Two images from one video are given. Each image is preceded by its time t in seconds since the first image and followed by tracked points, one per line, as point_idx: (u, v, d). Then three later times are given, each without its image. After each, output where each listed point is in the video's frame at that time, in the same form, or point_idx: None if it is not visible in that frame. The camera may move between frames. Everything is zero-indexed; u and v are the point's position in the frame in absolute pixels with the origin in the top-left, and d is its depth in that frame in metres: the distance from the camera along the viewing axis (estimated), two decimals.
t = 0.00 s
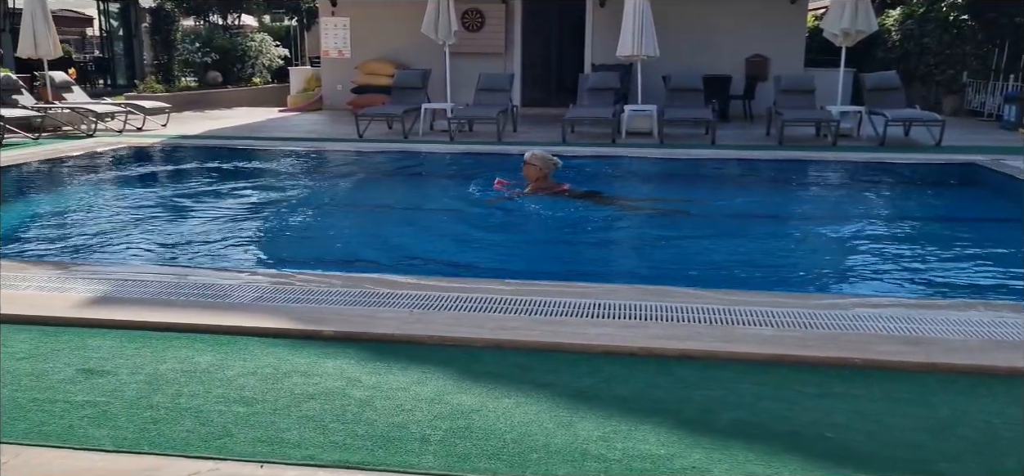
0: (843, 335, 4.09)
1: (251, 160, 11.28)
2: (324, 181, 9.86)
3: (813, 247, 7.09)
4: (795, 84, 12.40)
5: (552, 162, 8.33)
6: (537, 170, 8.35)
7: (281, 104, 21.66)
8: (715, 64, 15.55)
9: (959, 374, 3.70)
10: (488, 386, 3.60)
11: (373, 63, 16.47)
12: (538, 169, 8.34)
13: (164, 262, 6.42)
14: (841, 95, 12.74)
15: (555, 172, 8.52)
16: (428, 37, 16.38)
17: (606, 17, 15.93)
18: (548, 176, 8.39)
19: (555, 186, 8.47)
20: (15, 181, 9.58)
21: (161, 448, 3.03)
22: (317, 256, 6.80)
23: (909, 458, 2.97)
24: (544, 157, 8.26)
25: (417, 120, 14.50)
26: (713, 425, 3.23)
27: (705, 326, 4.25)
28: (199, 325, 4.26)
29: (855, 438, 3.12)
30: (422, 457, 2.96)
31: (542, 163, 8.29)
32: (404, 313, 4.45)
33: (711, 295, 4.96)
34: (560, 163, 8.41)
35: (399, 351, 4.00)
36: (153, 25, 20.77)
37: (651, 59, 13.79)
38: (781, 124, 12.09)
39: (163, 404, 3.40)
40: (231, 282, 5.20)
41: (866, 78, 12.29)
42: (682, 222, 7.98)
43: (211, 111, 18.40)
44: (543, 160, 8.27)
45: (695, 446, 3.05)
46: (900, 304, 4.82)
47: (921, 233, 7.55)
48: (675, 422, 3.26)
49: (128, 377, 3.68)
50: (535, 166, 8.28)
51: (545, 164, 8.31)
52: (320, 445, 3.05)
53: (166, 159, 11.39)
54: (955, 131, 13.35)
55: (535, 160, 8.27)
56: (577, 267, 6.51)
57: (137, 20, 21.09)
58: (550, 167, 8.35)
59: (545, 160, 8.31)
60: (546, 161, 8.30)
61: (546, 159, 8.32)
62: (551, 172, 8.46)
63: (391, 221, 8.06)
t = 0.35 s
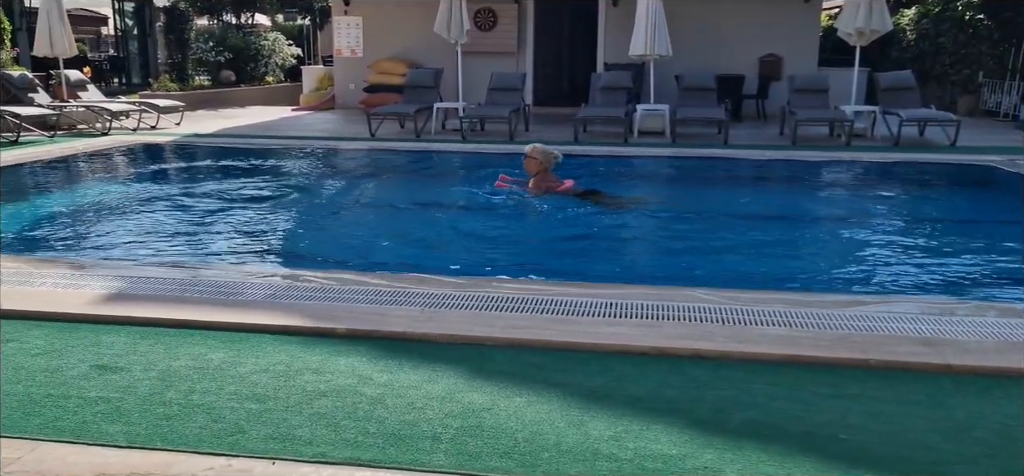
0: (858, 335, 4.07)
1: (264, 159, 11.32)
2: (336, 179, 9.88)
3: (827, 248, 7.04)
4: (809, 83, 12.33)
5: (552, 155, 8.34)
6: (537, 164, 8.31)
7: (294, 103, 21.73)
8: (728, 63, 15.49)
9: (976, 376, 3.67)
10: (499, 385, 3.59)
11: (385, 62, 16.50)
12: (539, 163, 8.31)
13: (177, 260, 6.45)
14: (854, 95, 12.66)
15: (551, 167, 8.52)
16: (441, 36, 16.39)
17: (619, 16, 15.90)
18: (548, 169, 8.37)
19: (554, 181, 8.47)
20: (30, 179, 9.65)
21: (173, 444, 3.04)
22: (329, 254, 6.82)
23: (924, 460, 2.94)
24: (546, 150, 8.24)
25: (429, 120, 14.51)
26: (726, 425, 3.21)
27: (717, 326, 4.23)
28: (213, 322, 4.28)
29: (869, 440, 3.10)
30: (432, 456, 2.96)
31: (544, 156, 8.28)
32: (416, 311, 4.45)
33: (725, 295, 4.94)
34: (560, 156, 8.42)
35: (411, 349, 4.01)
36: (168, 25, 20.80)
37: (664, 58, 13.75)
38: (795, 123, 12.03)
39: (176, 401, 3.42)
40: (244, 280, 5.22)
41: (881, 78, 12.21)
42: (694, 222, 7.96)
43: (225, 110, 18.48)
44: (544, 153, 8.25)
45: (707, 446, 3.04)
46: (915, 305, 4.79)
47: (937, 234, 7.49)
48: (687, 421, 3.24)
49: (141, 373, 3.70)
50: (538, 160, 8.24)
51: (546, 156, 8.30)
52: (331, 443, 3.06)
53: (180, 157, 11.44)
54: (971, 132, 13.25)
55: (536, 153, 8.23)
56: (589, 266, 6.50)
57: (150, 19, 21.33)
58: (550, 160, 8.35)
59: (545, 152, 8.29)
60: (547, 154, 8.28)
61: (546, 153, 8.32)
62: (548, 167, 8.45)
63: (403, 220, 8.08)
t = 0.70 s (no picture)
0: (873, 334, 4.05)
1: (277, 155, 11.36)
2: (349, 176, 9.91)
3: (841, 245, 7.00)
4: (824, 80, 12.25)
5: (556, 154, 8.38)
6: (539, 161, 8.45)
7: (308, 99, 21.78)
8: (743, 60, 15.41)
9: (991, 375, 3.65)
10: (512, 381, 3.60)
11: (399, 58, 16.51)
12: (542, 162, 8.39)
13: (192, 255, 6.48)
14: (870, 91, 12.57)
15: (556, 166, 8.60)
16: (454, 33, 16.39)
17: (633, 13, 15.85)
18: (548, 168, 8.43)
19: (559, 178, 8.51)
20: (47, 174, 9.74)
21: (188, 438, 3.06)
22: (342, 250, 6.85)
23: (939, 460, 2.93)
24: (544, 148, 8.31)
25: (442, 116, 14.51)
26: (739, 424, 3.20)
27: (731, 324, 4.21)
28: (227, 318, 4.30)
29: (884, 439, 3.08)
30: (445, 452, 2.97)
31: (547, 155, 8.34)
32: (429, 307, 4.46)
33: (739, 293, 4.92)
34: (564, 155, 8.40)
35: (425, 345, 4.02)
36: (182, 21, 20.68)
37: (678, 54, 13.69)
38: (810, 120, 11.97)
39: (191, 395, 3.44)
40: (257, 275, 5.24)
41: (898, 75, 12.11)
42: (708, 219, 7.93)
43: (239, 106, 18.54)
44: (543, 152, 8.32)
45: (720, 444, 3.03)
46: (930, 303, 4.76)
47: (953, 232, 7.44)
48: (700, 419, 3.23)
49: (156, 368, 3.73)
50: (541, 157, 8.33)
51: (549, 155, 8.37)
52: (345, 438, 3.07)
53: (195, 153, 11.50)
54: (989, 129, 13.14)
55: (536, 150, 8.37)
56: (601, 263, 6.49)
57: (166, 15, 21.36)
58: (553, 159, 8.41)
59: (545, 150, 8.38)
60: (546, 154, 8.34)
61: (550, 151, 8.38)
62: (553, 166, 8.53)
63: (416, 216, 8.10)
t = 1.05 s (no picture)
0: (887, 329, 4.02)
1: (290, 148, 11.42)
2: (361, 169, 9.93)
3: (855, 241, 6.96)
4: (839, 73, 12.16)
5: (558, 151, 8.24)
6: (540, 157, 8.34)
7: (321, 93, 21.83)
8: (757, 53, 15.32)
9: (1007, 372, 3.61)
10: (524, 376, 3.60)
11: (411, 52, 16.53)
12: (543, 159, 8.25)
13: (206, 248, 6.53)
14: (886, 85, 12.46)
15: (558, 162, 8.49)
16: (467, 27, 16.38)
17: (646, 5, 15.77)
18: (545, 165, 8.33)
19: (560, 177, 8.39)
20: (63, 168, 9.81)
21: (202, 430, 3.08)
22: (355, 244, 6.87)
23: (955, 457, 2.90)
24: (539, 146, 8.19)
25: (455, 110, 14.52)
26: (753, 419, 3.19)
27: (744, 319, 4.20)
28: (241, 310, 4.33)
29: (897, 435, 3.06)
30: (457, 445, 2.98)
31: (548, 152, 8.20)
32: (441, 301, 4.47)
33: (752, 288, 4.90)
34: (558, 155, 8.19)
35: (438, 339, 4.02)
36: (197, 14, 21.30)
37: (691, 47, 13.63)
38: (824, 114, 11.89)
39: (205, 387, 3.46)
40: (270, 269, 5.26)
41: (914, 68, 11.99)
42: (721, 214, 7.90)
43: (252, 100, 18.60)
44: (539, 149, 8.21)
45: (733, 439, 3.02)
46: (945, 299, 4.72)
47: (968, 227, 7.38)
48: (713, 415, 3.23)
49: (171, 360, 3.75)
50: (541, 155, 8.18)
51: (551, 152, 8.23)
52: (357, 431, 3.08)
53: (208, 147, 11.56)
54: (1005, 123, 13.02)
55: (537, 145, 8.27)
56: (613, 258, 6.48)
57: (180, 10, 22.09)
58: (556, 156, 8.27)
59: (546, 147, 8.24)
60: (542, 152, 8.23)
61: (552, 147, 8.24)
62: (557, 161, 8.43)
63: (428, 210, 8.10)
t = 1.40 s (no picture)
0: (904, 324, 3.99)
1: (304, 142, 11.47)
2: (375, 163, 9.95)
3: (870, 235, 6.91)
4: (855, 66, 12.06)
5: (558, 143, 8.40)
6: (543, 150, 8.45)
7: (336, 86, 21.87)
8: (772, 45, 15.22)
9: None
10: (538, 369, 3.59)
11: (425, 45, 16.53)
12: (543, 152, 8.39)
13: (222, 241, 6.57)
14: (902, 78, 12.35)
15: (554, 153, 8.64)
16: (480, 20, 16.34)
17: None
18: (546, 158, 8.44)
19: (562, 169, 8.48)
20: (79, 161, 9.89)
21: (218, 421, 3.10)
22: (369, 237, 6.89)
23: (972, 453, 2.88)
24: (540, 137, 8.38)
25: (468, 104, 14.51)
26: (767, 413, 3.17)
27: (759, 313, 4.18)
28: (256, 303, 4.35)
29: (913, 431, 3.04)
30: (470, 438, 2.98)
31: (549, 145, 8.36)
32: (455, 294, 4.47)
33: (767, 282, 4.88)
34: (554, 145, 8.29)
35: (452, 332, 4.03)
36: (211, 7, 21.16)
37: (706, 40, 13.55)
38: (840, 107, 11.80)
39: (220, 379, 3.48)
40: (285, 261, 5.28)
41: (931, 61, 11.86)
42: (735, 208, 7.86)
43: (267, 93, 18.67)
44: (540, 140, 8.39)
45: (748, 434, 3.01)
46: (963, 294, 4.68)
47: (986, 221, 7.31)
48: (727, 409, 3.21)
49: (186, 352, 3.78)
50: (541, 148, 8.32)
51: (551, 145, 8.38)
52: (372, 424, 3.09)
53: (223, 140, 11.61)
54: None
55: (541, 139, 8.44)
56: (627, 252, 6.46)
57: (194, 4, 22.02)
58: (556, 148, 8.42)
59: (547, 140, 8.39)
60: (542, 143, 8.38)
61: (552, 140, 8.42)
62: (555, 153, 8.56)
63: (442, 203, 8.11)
